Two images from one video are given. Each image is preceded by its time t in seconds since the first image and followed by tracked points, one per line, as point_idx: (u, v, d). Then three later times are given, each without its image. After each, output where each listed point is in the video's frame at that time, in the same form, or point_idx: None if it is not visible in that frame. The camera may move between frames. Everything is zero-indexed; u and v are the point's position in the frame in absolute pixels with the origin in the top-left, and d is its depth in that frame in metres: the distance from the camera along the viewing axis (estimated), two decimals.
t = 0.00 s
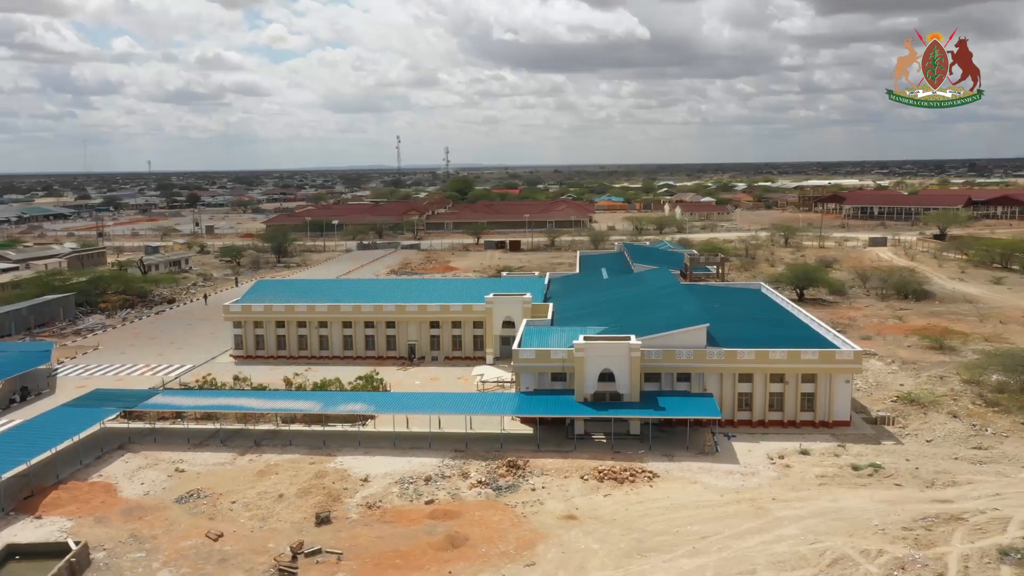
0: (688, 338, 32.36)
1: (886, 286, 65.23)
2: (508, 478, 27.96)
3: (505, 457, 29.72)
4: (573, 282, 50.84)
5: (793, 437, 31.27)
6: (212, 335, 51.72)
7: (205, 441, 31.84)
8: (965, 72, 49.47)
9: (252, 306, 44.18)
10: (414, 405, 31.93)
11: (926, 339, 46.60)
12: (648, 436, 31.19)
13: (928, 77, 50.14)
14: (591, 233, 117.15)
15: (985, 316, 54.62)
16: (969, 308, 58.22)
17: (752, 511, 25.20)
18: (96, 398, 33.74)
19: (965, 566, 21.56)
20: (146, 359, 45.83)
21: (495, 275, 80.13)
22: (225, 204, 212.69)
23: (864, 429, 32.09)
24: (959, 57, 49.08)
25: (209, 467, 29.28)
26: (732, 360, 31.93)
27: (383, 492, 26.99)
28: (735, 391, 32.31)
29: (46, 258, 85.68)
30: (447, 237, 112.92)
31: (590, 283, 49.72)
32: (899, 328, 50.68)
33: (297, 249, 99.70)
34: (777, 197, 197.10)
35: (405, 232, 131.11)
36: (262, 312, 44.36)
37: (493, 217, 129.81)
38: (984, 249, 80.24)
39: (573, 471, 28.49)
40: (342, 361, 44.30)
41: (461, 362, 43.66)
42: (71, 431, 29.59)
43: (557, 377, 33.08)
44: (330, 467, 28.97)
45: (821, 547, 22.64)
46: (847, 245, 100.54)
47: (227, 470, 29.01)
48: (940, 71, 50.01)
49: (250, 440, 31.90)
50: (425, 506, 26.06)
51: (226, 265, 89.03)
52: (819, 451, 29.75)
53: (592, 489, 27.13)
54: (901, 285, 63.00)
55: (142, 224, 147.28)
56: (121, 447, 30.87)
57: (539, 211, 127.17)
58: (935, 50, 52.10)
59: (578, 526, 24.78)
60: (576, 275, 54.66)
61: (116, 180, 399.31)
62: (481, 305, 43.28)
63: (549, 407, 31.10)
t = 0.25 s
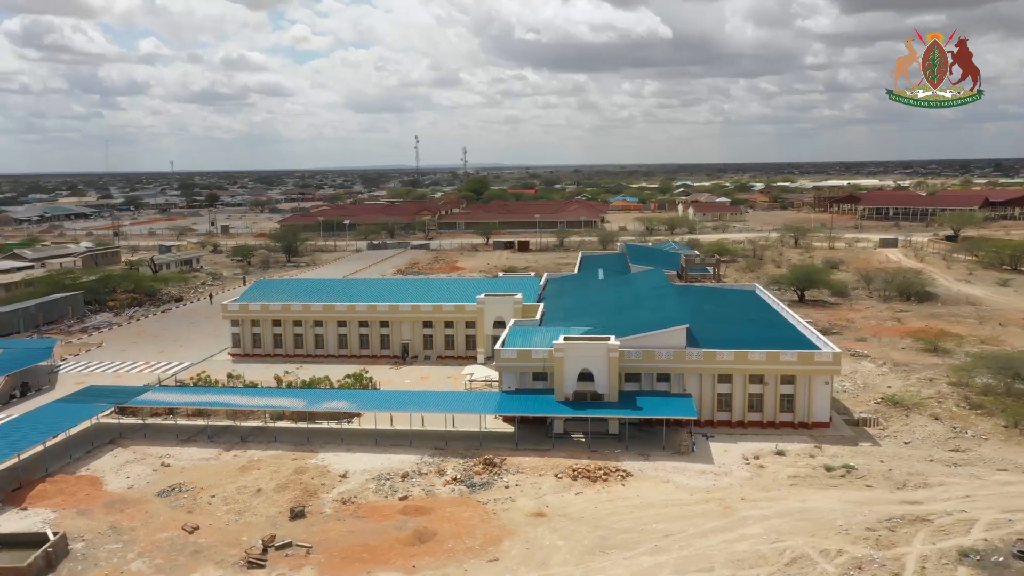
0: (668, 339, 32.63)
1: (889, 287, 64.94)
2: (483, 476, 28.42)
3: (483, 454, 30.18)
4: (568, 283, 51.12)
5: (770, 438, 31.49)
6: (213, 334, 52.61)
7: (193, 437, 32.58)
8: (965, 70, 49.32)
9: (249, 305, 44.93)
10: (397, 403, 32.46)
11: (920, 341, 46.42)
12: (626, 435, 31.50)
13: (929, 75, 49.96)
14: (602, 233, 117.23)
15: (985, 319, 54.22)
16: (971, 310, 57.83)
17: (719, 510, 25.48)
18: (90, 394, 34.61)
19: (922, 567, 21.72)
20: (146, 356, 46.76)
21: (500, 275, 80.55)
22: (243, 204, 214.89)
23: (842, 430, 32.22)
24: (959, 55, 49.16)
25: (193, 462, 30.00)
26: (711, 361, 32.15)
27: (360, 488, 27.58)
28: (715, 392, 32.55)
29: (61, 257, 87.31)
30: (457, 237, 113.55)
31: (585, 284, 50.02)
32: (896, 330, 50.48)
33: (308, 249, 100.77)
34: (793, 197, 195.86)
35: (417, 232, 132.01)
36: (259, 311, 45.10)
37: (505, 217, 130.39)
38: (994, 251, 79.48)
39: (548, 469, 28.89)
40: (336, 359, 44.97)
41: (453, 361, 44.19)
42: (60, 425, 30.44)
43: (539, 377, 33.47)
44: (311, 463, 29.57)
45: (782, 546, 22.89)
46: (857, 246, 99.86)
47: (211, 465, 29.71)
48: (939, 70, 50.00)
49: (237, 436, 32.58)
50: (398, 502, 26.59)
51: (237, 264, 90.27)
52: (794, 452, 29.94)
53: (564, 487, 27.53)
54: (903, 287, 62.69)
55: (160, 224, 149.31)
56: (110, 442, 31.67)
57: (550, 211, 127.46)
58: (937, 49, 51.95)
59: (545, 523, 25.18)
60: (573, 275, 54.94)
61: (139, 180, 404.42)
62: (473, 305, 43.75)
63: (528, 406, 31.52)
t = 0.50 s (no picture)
0: (649, 340, 32.91)
1: (893, 289, 64.52)
2: (460, 473, 28.91)
3: (462, 452, 30.66)
4: (565, 285, 51.47)
5: (749, 439, 31.68)
6: (215, 331, 53.54)
7: (183, 432, 33.35)
8: (966, 71, 48.08)
9: (248, 303, 45.77)
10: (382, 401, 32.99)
11: (915, 343, 46.19)
12: (606, 435, 31.84)
13: (928, 76, 48.85)
14: (613, 233, 117.23)
15: (986, 321, 53.80)
16: (974, 313, 57.35)
17: (687, 510, 25.75)
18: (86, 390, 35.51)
19: (881, 567, 21.87)
20: (148, 352, 47.74)
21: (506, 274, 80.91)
22: (262, 204, 217.16)
23: (823, 432, 32.32)
24: (959, 55, 47.89)
25: (180, 456, 30.75)
26: (692, 362, 32.37)
27: (338, 483, 28.17)
28: (695, 392, 32.79)
29: (77, 256, 89.00)
30: (468, 237, 114.13)
31: (580, 285, 50.34)
32: (893, 332, 50.27)
33: (320, 249, 101.83)
34: (811, 198, 194.30)
35: (430, 232, 132.82)
36: (257, 310, 45.91)
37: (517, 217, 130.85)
38: (1005, 253, 78.57)
39: (525, 467, 29.31)
40: (332, 358, 45.63)
41: (446, 360, 44.68)
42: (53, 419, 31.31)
43: (522, 376, 33.90)
44: (294, 459, 30.21)
45: (744, 545, 23.13)
46: (869, 247, 99.13)
47: (197, 459, 30.44)
48: (939, 70, 48.88)
49: (225, 432, 33.30)
50: (374, 498, 27.13)
51: (248, 263, 91.48)
52: (771, 453, 30.11)
53: (538, 485, 27.94)
54: (906, 289, 62.27)
55: (178, 224, 151.45)
56: (102, 437, 32.52)
57: (562, 212, 127.66)
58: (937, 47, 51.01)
59: (515, 520, 25.60)
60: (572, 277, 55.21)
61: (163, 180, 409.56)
62: (466, 305, 44.22)
63: (509, 405, 31.95)
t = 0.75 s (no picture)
0: (632, 340, 33.22)
1: (897, 291, 64.15)
2: (439, 470, 29.42)
3: (444, 450, 31.17)
4: (562, 286, 51.86)
5: (729, 439, 31.90)
6: (219, 328, 54.52)
7: (175, 427, 34.17)
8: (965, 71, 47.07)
9: (248, 302, 46.65)
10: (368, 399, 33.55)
11: (911, 346, 46.00)
12: (587, 434, 32.21)
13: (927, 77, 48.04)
14: (624, 233, 117.30)
15: (988, 325, 53.37)
16: (977, 316, 56.92)
17: (658, 509, 26.06)
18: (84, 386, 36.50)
19: (842, 567, 22.07)
20: (151, 349, 48.79)
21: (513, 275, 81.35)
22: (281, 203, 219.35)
23: (804, 433, 32.46)
24: (957, 55, 47.08)
25: (169, 451, 31.53)
26: (674, 362, 32.64)
27: (319, 478, 28.78)
28: (677, 393, 33.05)
29: (94, 254, 90.77)
30: (480, 237, 114.79)
31: (577, 287, 50.71)
32: (891, 334, 50.06)
33: (332, 249, 102.94)
34: (829, 199, 192.79)
35: (443, 232, 133.67)
36: (257, 308, 46.77)
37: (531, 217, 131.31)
38: (1017, 256, 77.70)
39: (503, 465, 29.77)
40: (330, 356, 46.34)
41: (441, 360, 45.20)
42: (48, 413, 32.28)
43: (507, 375, 34.35)
44: (279, 455, 30.89)
45: (708, 544, 23.40)
46: (881, 249, 98.32)
47: (185, 454, 31.20)
48: (939, 71, 48.10)
49: (216, 427, 34.07)
50: (352, 493, 27.71)
51: (260, 262, 92.76)
52: (749, 454, 30.32)
53: (515, 483, 28.38)
54: (911, 291, 61.90)
55: (197, 223, 153.57)
56: (97, 431, 33.44)
57: (575, 212, 127.94)
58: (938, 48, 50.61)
59: (488, 516, 26.06)
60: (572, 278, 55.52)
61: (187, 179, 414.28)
62: (461, 305, 44.72)
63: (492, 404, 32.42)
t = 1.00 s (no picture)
0: (615, 341, 33.53)
1: (902, 294, 63.80)
2: (420, 467, 29.93)
3: (427, 447, 31.67)
4: (560, 287, 52.14)
5: (710, 440, 32.09)
6: (222, 326, 55.42)
7: (168, 422, 34.95)
8: (964, 70, 48.01)
9: (248, 300, 47.44)
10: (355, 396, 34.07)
11: (907, 348, 45.84)
12: (569, 433, 32.56)
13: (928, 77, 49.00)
14: (635, 233, 117.30)
15: (990, 327, 52.95)
16: (981, 318, 56.51)
17: (630, 507, 26.37)
18: (83, 382, 37.40)
19: (803, 567, 22.29)
20: (155, 346, 49.75)
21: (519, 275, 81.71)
22: (300, 203, 221.31)
23: (786, 434, 32.55)
24: (958, 55, 47.89)
25: (160, 445, 32.29)
26: (656, 363, 32.90)
27: (302, 474, 29.39)
28: (660, 393, 33.29)
29: (110, 253, 92.44)
30: (491, 237, 115.36)
31: (574, 287, 50.99)
32: (889, 336, 49.85)
33: (343, 249, 103.98)
34: (848, 200, 191.22)
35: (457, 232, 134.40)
36: (258, 306, 47.56)
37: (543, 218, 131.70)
38: None
39: (484, 463, 30.22)
40: (327, 354, 47.00)
41: (436, 359, 45.70)
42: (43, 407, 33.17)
43: (493, 375, 34.79)
44: (265, 450, 31.55)
45: (674, 543, 23.69)
46: (893, 251, 97.49)
47: (175, 448, 31.95)
48: (939, 70, 48.81)
49: (208, 423, 34.81)
50: (333, 488, 28.30)
51: (272, 261, 93.96)
52: (728, 454, 30.51)
53: (493, 480, 28.82)
54: (914, 293, 61.57)
55: (215, 222, 155.49)
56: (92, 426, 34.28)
57: (587, 212, 128.12)
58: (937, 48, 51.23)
59: (462, 512, 26.51)
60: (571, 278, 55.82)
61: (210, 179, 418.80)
62: (456, 305, 45.20)
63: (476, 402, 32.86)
